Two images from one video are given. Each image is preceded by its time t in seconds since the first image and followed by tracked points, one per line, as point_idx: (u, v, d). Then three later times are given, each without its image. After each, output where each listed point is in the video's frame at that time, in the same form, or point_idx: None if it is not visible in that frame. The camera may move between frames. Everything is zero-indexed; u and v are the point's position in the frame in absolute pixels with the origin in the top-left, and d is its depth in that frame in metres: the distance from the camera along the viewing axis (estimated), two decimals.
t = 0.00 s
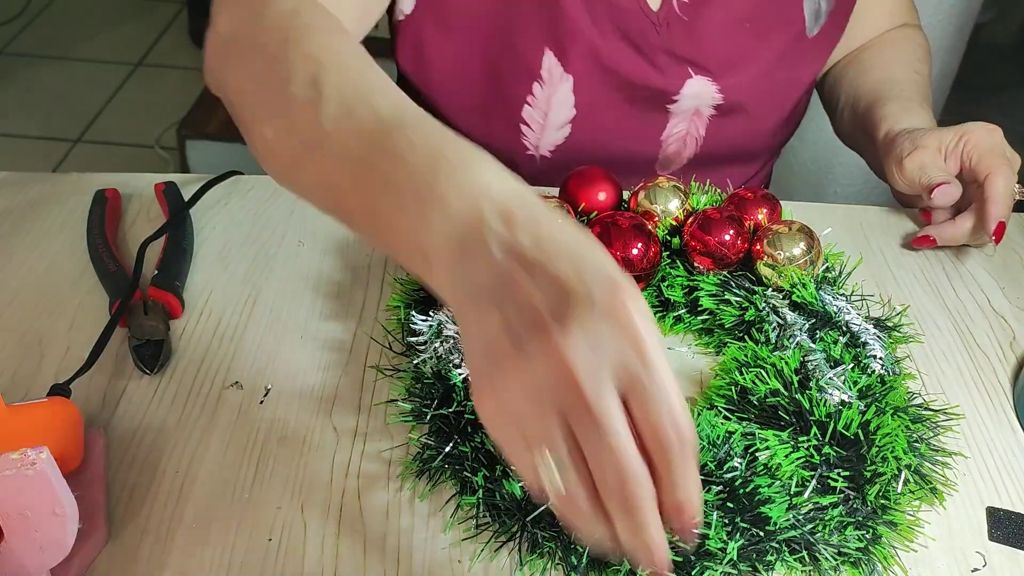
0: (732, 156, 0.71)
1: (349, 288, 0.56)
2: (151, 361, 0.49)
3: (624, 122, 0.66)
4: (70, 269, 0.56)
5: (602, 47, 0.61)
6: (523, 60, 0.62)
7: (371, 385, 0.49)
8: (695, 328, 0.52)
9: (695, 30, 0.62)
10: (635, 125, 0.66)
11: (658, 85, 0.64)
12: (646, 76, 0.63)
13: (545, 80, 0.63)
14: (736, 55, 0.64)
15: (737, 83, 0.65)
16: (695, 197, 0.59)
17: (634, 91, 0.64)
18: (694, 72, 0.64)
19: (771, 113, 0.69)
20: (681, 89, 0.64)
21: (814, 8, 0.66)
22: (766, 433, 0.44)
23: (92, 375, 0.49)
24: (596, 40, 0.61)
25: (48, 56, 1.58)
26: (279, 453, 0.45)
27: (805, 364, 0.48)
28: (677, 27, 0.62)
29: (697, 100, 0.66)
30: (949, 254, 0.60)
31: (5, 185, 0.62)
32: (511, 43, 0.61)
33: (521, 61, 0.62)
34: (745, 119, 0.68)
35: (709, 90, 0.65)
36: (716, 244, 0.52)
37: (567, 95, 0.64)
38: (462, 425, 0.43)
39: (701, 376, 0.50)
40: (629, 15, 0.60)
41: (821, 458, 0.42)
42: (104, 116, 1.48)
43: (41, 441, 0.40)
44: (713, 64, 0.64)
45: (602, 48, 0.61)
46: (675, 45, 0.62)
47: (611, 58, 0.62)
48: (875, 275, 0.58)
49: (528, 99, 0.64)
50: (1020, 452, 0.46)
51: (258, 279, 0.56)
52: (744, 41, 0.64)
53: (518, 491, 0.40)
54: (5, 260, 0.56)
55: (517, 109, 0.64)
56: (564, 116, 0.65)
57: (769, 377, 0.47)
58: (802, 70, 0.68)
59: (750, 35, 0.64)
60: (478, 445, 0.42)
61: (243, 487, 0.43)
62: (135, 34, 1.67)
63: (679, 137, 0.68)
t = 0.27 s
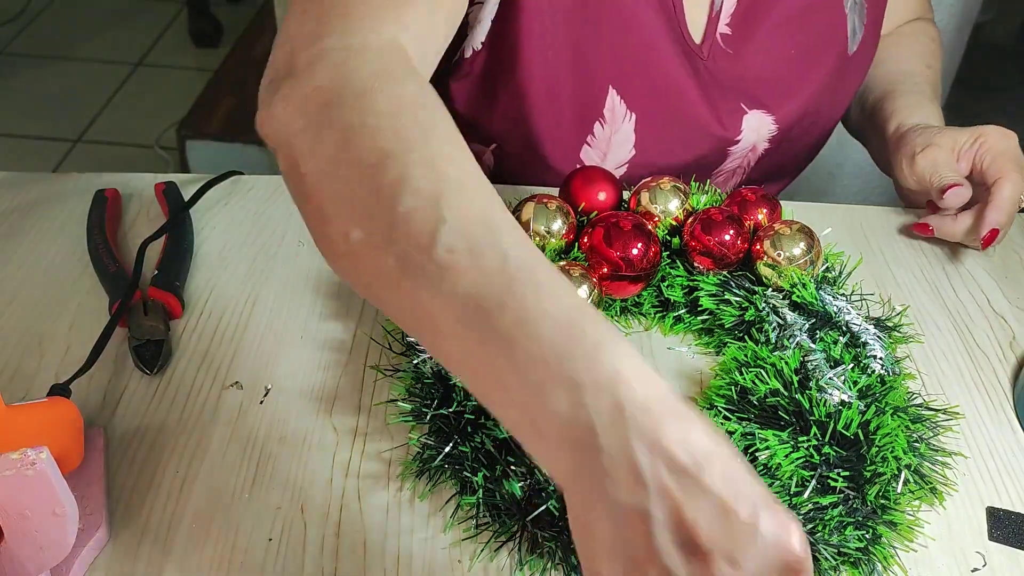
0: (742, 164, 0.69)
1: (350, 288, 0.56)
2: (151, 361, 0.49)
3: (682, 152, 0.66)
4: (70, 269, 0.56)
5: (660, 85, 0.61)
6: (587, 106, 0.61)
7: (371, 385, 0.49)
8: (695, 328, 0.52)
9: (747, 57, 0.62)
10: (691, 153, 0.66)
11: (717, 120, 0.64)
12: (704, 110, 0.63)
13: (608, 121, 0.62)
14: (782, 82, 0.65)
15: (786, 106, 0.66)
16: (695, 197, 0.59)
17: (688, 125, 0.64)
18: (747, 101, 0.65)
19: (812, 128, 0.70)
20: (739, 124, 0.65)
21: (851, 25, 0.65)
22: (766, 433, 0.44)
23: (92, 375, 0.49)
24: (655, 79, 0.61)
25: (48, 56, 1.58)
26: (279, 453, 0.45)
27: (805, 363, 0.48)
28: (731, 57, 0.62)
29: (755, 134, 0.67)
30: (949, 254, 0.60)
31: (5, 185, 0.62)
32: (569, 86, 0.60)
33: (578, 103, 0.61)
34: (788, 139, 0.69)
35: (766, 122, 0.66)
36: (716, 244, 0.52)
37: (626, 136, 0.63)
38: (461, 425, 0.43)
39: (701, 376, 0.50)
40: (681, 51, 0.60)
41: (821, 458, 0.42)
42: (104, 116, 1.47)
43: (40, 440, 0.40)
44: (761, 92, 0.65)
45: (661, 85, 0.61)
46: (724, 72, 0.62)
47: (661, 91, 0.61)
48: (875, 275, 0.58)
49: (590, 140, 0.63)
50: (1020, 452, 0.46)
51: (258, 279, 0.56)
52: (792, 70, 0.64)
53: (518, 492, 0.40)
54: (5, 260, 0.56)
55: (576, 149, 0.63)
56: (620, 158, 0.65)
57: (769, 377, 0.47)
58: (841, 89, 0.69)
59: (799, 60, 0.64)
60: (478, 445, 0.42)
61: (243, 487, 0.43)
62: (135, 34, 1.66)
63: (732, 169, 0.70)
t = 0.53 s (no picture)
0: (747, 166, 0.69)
1: (349, 288, 0.55)
2: (151, 361, 0.49)
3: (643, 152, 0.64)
4: (70, 269, 0.56)
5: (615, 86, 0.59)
6: (539, 101, 0.59)
7: (371, 385, 0.49)
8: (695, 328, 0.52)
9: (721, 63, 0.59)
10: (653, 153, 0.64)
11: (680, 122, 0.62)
12: (670, 114, 0.61)
13: (566, 119, 0.60)
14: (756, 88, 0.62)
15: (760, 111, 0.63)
16: (695, 197, 0.59)
17: (652, 127, 0.62)
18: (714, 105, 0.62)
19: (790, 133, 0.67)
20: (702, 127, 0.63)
21: (835, 30, 0.61)
22: (766, 433, 0.44)
23: (92, 375, 0.49)
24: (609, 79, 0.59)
25: (48, 56, 1.58)
26: (278, 453, 0.45)
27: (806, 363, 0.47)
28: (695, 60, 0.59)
29: (722, 138, 0.64)
30: (950, 254, 0.60)
31: (5, 185, 0.62)
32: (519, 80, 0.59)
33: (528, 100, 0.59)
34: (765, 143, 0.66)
35: (731, 127, 0.63)
36: (716, 244, 0.52)
37: (587, 132, 0.62)
38: (461, 425, 0.43)
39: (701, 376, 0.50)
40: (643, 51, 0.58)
41: (821, 459, 0.42)
42: (104, 116, 1.47)
43: (39, 441, 0.40)
44: (731, 98, 0.62)
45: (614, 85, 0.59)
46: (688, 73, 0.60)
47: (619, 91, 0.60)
48: (875, 275, 0.58)
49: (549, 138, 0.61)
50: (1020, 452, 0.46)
51: (258, 279, 0.56)
52: (768, 76, 0.61)
53: (518, 492, 0.40)
54: (4, 260, 0.56)
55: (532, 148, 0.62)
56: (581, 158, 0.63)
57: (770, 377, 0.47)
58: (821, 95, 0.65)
59: (776, 64, 0.61)
60: (478, 445, 0.42)
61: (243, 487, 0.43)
62: (134, 34, 1.66)
63: (705, 172, 0.67)
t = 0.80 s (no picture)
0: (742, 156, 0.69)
1: (349, 288, 0.55)
2: (151, 361, 0.49)
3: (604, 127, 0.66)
4: (70, 269, 0.56)
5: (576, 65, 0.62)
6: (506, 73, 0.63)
7: (371, 385, 0.49)
8: (695, 328, 0.53)
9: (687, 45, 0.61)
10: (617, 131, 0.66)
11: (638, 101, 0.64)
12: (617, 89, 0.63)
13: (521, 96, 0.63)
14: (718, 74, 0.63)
15: (722, 94, 0.64)
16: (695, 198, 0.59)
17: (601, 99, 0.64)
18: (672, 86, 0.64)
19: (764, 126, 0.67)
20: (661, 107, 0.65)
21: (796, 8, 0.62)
22: (766, 433, 0.44)
23: (92, 375, 0.49)
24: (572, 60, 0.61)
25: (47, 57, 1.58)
26: (278, 453, 0.45)
27: (805, 363, 0.47)
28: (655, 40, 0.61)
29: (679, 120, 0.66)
30: (950, 254, 0.60)
31: (5, 185, 0.62)
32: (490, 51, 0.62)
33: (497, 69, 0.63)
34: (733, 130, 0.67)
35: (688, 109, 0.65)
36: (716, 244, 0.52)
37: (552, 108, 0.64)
38: (461, 425, 0.43)
39: (701, 376, 0.50)
40: (607, 35, 0.60)
41: (821, 458, 0.43)
42: (104, 116, 1.47)
43: (42, 441, 0.40)
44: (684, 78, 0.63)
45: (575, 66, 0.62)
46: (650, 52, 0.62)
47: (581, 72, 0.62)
48: (875, 275, 0.58)
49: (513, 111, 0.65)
50: (1020, 452, 0.46)
51: (258, 279, 0.56)
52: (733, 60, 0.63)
53: (518, 492, 0.39)
54: (4, 261, 0.56)
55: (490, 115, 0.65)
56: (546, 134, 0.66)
57: (769, 377, 0.47)
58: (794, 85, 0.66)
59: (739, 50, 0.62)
60: (478, 445, 0.42)
61: (243, 487, 0.43)
62: (135, 34, 1.66)
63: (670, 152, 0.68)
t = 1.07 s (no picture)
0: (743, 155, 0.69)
1: (349, 288, 0.55)
2: (151, 361, 0.49)
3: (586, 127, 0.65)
4: (70, 269, 0.56)
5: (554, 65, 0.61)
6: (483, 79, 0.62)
7: (371, 385, 0.49)
8: (695, 328, 0.53)
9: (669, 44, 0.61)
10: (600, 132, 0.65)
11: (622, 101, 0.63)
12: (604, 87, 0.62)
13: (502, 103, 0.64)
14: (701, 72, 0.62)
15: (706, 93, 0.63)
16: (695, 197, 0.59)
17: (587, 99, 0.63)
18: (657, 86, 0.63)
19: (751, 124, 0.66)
20: (643, 106, 0.64)
21: (782, 7, 0.61)
22: (766, 433, 0.44)
23: (92, 375, 0.49)
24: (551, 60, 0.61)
25: (47, 57, 1.58)
26: (278, 453, 0.45)
27: (805, 364, 0.47)
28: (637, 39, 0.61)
29: (663, 120, 0.64)
30: (950, 254, 0.60)
31: (5, 185, 0.62)
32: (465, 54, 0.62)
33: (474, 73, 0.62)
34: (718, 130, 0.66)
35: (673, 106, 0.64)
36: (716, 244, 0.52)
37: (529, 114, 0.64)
38: (461, 425, 0.43)
39: (701, 376, 0.50)
40: (587, 35, 0.59)
41: (821, 458, 0.43)
42: (104, 116, 1.47)
43: (41, 441, 0.40)
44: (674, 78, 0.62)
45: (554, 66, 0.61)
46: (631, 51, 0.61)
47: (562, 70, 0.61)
48: (875, 275, 0.58)
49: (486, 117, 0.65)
50: (1020, 452, 0.46)
51: (258, 279, 0.56)
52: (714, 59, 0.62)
53: (518, 492, 0.39)
54: (5, 261, 0.56)
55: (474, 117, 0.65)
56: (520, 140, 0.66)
57: (769, 377, 0.47)
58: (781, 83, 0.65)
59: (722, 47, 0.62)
60: (478, 445, 0.42)
61: (243, 487, 0.43)
62: (135, 34, 1.66)
63: (650, 155, 0.66)
